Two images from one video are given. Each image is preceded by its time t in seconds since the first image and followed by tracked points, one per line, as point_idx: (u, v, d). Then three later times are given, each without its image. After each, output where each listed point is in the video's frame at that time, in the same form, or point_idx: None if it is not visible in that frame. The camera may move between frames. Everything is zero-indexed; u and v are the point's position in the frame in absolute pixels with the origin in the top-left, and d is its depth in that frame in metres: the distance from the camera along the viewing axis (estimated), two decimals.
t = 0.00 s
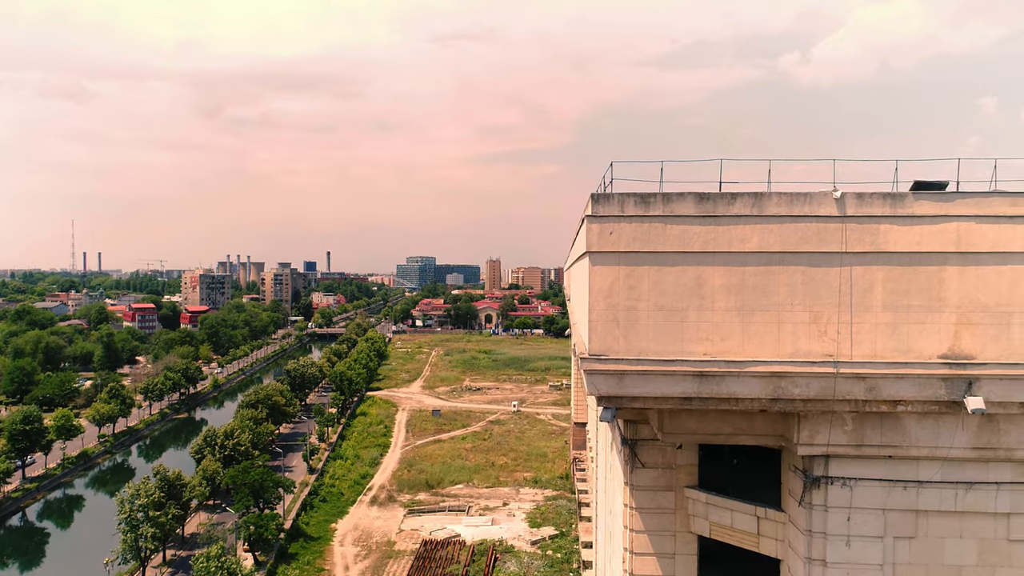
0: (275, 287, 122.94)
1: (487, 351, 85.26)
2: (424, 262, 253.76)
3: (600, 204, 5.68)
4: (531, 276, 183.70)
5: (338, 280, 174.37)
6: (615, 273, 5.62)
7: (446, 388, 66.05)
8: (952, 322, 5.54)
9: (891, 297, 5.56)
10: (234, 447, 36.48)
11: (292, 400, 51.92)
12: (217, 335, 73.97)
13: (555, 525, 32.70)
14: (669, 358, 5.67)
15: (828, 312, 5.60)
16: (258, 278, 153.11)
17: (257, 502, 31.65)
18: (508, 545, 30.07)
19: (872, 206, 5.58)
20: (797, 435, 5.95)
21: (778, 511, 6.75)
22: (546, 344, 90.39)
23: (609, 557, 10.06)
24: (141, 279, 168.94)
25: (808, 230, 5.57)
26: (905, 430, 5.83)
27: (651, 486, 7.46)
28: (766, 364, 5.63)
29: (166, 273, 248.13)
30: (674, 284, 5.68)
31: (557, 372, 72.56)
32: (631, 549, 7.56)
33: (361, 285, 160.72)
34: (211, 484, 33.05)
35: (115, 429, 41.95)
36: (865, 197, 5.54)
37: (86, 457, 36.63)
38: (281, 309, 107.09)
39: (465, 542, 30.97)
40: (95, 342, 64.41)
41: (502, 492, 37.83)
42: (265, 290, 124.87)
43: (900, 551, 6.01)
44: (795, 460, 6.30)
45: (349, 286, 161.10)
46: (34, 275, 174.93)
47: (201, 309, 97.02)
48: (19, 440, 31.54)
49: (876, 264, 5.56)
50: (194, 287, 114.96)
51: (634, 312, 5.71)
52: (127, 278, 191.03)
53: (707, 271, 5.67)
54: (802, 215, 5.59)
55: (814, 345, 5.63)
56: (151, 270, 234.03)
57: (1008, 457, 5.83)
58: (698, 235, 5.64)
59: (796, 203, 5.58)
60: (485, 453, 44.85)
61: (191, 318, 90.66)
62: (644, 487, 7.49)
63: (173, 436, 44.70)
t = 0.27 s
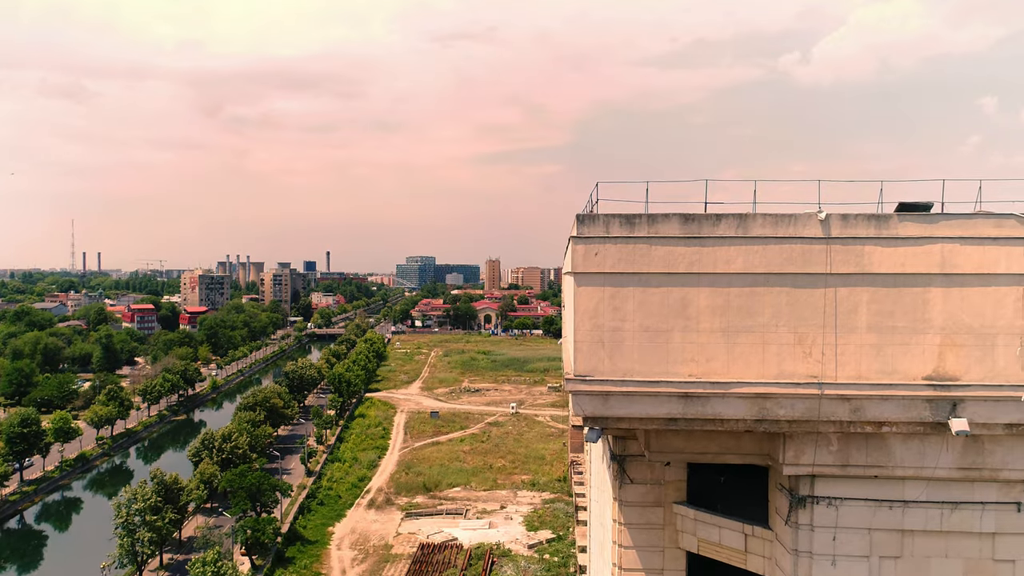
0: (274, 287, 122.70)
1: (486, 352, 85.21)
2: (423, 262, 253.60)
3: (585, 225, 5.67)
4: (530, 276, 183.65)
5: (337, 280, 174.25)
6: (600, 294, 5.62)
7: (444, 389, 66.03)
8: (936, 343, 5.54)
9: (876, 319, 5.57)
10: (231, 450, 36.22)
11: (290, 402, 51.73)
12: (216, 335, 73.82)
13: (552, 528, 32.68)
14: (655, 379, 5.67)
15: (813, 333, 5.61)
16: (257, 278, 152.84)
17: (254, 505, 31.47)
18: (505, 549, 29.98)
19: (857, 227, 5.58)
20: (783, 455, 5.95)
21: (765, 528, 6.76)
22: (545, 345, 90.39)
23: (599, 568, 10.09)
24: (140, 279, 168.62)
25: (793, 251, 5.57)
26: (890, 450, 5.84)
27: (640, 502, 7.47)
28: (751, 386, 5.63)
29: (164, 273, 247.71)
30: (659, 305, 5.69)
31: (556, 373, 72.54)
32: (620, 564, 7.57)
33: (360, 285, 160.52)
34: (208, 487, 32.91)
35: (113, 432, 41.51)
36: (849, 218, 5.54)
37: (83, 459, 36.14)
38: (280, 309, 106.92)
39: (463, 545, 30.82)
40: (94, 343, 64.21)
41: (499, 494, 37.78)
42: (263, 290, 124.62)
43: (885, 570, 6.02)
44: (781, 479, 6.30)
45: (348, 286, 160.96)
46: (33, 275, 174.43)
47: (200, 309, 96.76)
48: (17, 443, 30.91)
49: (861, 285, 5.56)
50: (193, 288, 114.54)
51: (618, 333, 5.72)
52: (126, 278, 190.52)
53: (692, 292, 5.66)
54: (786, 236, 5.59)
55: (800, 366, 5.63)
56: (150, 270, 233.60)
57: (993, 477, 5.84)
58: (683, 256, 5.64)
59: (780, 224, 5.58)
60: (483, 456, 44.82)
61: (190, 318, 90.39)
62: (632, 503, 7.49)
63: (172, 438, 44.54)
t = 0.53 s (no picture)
0: (274, 287, 122.39)
1: (485, 353, 85.07)
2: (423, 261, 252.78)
3: (571, 246, 5.67)
4: (530, 276, 183.51)
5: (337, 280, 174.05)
6: (585, 315, 5.62)
7: (443, 390, 65.95)
8: (922, 364, 5.54)
9: (861, 340, 5.56)
10: (229, 452, 35.95)
11: (289, 404, 51.52)
12: (215, 336, 73.62)
13: (549, 531, 32.61)
14: (640, 400, 5.67)
15: (797, 353, 5.60)
16: (257, 277, 152.39)
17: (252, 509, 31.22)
18: (503, 553, 29.86)
19: (842, 248, 5.58)
20: (769, 474, 5.94)
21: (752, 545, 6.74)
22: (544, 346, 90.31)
23: None
24: (140, 278, 168.26)
25: (778, 272, 5.57)
26: (876, 470, 5.83)
27: (628, 517, 7.46)
28: (736, 406, 5.63)
29: (164, 273, 247.15)
30: (645, 326, 5.69)
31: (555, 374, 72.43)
32: None
33: (359, 285, 160.17)
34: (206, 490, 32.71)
35: (111, 433, 41.09)
36: (834, 239, 5.53)
37: (81, 461, 35.63)
38: (280, 310, 106.70)
39: (460, 549, 30.54)
40: (93, 344, 63.90)
41: (497, 497, 37.62)
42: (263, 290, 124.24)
43: None
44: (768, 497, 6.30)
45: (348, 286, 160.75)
46: (33, 275, 174.00)
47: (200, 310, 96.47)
48: (14, 445, 30.26)
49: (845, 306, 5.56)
50: (192, 288, 114.07)
51: (604, 354, 5.72)
52: (125, 277, 189.92)
53: (678, 312, 5.67)
54: (771, 257, 5.59)
55: (784, 387, 5.62)
56: (150, 270, 233.15)
57: (979, 496, 5.82)
58: (668, 277, 5.63)
59: (765, 245, 5.58)
60: (481, 458, 44.70)
61: (189, 319, 90.04)
62: (621, 518, 7.48)
63: (171, 439, 44.35)
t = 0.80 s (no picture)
0: (273, 286, 122.06)
1: (484, 352, 84.90)
2: (423, 259, 252.23)
3: (557, 264, 5.67)
4: (530, 274, 183.29)
5: (337, 278, 173.80)
6: (571, 333, 5.63)
7: (443, 389, 65.86)
8: (907, 383, 5.54)
9: (846, 359, 5.57)
10: (227, 453, 35.65)
11: (288, 403, 51.30)
12: (215, 335, 73.43)
13: (547, 532, 32.39)
14: (625, 419, 5.68)
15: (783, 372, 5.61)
16: (257, 275, 152.01)
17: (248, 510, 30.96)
18: (500, 554, 29.57)
19: (828, 266, 5.57)
20: (755, 491, 5.94)
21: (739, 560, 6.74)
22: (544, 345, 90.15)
23: None
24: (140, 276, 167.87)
25: (764, 290, 5.57)
26: (862, 487, 5.83)
27: (617, 530, 7.45)
28: (721, 424, 5.63)
29: (164, 271, 246.58)
30: (631, 344, 5.69)
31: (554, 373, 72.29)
32: None
33: (359, 283, 159.78)
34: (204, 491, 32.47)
35: (110, 433, 40.73)
36: (820, 258, 5.53)
37: (80, 462, 35.21)
38: (280, 309, 106.42)
39: (457, 550, 30.18)
40: (92, 343, 63.55)
41: (495, 498, 37.41)
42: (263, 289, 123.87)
43: None
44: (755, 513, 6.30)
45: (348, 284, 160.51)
46: (33, 273, 173.56)
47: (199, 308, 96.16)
48: (14, 445, 29.84)
49: (831, 324, 5.57)
50: (192, 286, 113.57)
51: (590, 372, 5.73)
52: (126, 275, 189.40)
53: (663, 331, 5.67)
54: (756, 275, 5.59)
55: (770, 406, 5.63)
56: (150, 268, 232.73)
57: (965, 514, 5.82)
58: (653, 295, 5.64)
59: (751, 263, 5.57)
60: (480, 458, 44.56)
61: (189, 318, 89.63)
62: (610, 531, 7.47)
63: (170, 438, 43.96)
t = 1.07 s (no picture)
0: (273, 274, 121.44)
1: (484, 341, 84.66)
2: (423, 247, 251.07)
3: (542, 272, 5.65)
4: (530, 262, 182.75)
5: (337, 266, 173.11)
6: (557, 342, 5.64)
7: (441, 379, 65.74)
8: (891, 392, 5.55)
9: (831, 368, 5.57)
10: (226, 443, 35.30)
11: (286, 393, 51.11)
12: (214, 324, 73.19)
13: (545, 522, 31.90)
14: (611, 427, 5.68)
15: (768, 381, 5.61)
16: (256, 263, 151.19)
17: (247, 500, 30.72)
18: (497, 544, 29.13)
19: (813, 275, 5.56)
20: (740, 498, 5.95)
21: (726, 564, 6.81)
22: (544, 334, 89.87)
23: None
24: (140, 264, 166.99)
25: (749, 299, 5.56)
26: (846, 494, 5.83)
27: (606, 533, 7.46)
28: (706, 433, 5.64)
29: (163, 259, 245.55)
30: (616, 352, 5.69)
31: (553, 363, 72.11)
32: None
33: (358, 271, 159.07)
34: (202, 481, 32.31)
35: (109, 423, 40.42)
36: (805, 267, 5.51)
37: (81, 451, 34.88)
38: (279, 297, 106.00)
39: (455, 540, 29.83)
40: (92, 333, 63.11)
41: (493, 488, 37.16)
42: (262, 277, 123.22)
43: None
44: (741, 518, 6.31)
45: (347, 272, 159.95)
46: (31, 262, 172.70)
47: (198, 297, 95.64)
48: (13, 436, 29.60)
49: (816, 333, 5.57)
50: (191, 274, 112.87)
51: (576, 380, 5.73)
52: (125, 264, 188.27)
53: (649, 339, 5.66)
54: (742, 284, 5.57)
55: (754, 414, 5.63)
56: (150, 257, 231.92)
57: (949, 520, 5.84)
58: (639, 304, 5.62)
59: (736, 272, 5.55)
60: (478, 448, 44.38)
61: (188, 306, 89.07)
62: (599, 533, 7.48)
63: (169, 427, 43.74)
